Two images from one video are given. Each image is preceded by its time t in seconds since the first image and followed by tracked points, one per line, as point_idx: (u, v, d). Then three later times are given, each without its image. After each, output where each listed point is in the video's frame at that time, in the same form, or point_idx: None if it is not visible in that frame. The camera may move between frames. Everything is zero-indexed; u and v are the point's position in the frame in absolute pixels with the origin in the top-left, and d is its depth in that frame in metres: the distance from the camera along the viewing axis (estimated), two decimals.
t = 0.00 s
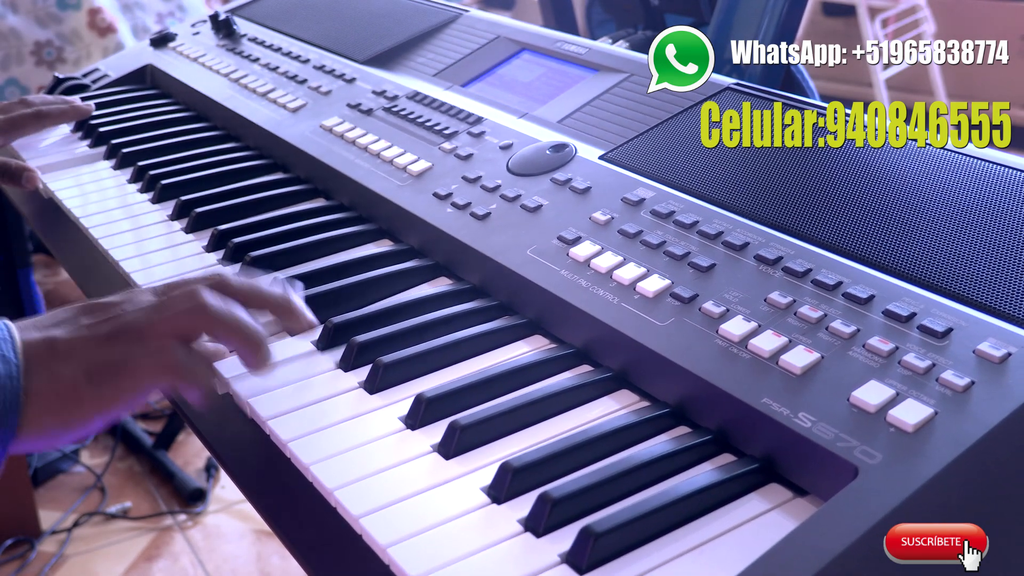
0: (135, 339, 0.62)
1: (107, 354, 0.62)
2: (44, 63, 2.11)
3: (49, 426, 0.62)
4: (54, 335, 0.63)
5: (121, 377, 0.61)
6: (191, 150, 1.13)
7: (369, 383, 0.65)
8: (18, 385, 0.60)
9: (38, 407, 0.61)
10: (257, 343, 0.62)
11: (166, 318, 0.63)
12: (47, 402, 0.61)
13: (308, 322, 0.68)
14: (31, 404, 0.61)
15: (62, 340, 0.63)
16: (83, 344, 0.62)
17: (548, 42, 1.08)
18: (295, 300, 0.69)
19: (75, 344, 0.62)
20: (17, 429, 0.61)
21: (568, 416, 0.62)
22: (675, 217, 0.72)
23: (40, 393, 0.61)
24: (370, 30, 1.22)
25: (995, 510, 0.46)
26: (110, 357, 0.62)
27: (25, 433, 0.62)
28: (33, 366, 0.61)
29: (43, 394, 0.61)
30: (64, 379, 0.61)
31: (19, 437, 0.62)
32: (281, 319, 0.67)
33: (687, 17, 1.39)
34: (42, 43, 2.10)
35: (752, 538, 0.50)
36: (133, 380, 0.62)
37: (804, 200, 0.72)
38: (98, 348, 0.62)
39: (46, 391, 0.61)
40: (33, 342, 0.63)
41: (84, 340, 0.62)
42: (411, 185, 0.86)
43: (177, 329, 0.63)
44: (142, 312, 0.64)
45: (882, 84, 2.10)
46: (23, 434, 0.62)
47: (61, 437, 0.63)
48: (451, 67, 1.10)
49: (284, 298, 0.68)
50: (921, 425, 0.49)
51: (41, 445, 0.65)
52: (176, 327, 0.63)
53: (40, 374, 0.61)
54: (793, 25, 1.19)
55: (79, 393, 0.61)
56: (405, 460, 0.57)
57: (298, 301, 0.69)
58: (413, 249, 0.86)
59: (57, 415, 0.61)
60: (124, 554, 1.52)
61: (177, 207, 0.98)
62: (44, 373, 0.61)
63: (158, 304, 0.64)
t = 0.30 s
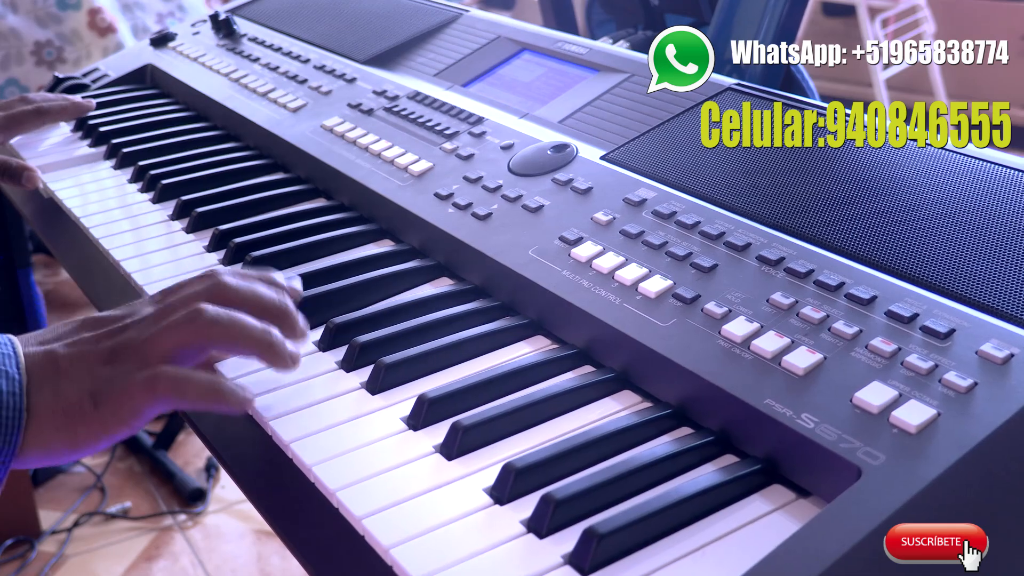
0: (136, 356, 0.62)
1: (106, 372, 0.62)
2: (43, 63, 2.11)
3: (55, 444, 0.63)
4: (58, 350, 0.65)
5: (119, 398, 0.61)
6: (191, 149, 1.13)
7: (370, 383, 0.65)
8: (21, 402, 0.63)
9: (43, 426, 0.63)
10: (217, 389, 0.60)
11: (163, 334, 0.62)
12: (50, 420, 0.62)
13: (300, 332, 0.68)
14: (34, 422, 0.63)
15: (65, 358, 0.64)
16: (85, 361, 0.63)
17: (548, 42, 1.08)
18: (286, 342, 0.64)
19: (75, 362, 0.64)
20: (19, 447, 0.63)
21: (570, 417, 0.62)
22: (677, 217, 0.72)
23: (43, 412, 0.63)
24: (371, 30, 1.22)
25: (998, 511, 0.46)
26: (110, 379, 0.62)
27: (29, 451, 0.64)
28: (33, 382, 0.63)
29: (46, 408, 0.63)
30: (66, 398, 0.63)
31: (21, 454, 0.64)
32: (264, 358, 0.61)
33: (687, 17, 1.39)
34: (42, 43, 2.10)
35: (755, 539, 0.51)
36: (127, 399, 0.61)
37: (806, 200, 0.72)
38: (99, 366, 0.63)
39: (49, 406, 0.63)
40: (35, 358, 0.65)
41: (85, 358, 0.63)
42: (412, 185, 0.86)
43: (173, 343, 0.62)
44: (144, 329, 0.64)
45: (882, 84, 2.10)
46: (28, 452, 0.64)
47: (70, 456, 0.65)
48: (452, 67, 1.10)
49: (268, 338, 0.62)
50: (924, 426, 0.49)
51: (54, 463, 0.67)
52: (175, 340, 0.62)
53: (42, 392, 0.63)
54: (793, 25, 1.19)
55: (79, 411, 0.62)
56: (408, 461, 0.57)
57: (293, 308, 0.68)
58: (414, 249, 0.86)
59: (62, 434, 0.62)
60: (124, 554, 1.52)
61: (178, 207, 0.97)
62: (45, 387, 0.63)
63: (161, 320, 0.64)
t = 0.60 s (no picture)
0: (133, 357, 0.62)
1: (104, 371, 0.62)
2: (43, 63, 2.11)
3: (50, 447, 0.61)
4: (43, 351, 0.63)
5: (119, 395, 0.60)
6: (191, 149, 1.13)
7: (370, 383, 0.65)
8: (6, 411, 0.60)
9: (38, 430, 0.61)
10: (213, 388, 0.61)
11: (166, 338, 0.63)
12: (41, 424, 0.61)
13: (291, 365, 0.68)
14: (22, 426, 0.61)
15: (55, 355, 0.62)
16: (77, 361, 0.62)
17: (548, 42, 1.08)
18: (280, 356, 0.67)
19: (68, 360, 0.62)
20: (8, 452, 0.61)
21: (571, 416, 0.62)
22: (677, 217, 0.72)
23: (34, 414, 0.61)
24: (371, 30, 1.22)
25: (998, 511, 0.46)
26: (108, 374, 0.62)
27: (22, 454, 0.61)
28: (23, 385, 0.62)
29: (38, 411, 0.61)
30: (60, 398, 0.61)
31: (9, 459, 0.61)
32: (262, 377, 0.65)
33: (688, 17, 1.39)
34: (42, 43, 2.10)
35: (754, 538, 0.51)
36: (122, 399, 0.60)
37: (806, 200, 0.72)
38: (95, 365, 0.62)
39: (43, 410, 0.61)
40: (23, 362, 0.63)
41: (79, 358, 0.62)
42: (412, 185, 0.86)
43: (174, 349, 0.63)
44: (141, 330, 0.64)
45: (881, 84, 2.11)
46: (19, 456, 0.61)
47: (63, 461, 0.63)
48: (452, 67, 1.10)
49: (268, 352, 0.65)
50: (925, 425, 0.49)
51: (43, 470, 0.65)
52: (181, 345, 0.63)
53: (32, 393, 0.61)
54: (794, 25, 1.19)
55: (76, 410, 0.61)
56: (408, 460, 0.57)
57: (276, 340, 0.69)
58: (414, 249, 0.86)
59: (58, 437, 0.61)
60: (124, 554, 1.52)
61: (177, 207, 0.97)
62: (34, 391, 0.61)
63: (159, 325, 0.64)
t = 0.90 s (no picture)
0: (150, 350, 0.62)
1: (119, 356, 0.61)
2: (43, 63, 2.11)
3: (52, 421, 0.60)
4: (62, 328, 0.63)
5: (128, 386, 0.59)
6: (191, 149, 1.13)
7: (370, 384, 0.65)
8: (10, 373, 0.60)
9: (40, 405, 0.60)
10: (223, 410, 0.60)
11: (182, 343, 0.63)
12: (44, 399, 0.60)
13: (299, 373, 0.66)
14: (26, 398, 0.61)
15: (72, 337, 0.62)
16: (92, 343, 0.62)
17: (548, 42, 1.08)
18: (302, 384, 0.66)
19: (83, 342, 0.62)
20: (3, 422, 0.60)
21: (570, 417, 0.62)
22: (677, 217, 0.72)
23: (39, 388, 0.61)
24: (371, 30, 1.22)
25: (997, 510, 0.46)
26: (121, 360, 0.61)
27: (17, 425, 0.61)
28: (32, 357, 0.62)
29: (46, 386, 0.61)
30: (70, 378, 0.61)
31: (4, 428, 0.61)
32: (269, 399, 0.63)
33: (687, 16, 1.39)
34: (42, 43, 2.10)
35: (754, 539, 0.50)
36: (130, 394, 0.59)
37: (805, 200, 0.72)
38: (110, 348, 0.62)
39: (50, 385, 0.61)
40: (36, 335, 0.63)
41: (93, 340, 0.62)
42: (412, 185, 0.86)
43: (190, 356, 0.63)
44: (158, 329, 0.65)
45: (882, 84, 2.11)
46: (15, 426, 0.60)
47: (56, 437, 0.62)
48: (452, 67, 1.10)
49: (278, 380, 0.63)
50: (924, 426, 0.49)
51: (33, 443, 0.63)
52: (194, 357, 0.63)
53: (42, 367, 0.61)
54: (793, 24, 1.19)
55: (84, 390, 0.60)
56: (407, 461, 0.57)
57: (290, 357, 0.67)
58: (414, 249, 0.86)
59: (59, 413, 0.60)
60: (124, 554, 1.52)
61: (177, 207, 0.97)
62: (47, 365, 0.61)
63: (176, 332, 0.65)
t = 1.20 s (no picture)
0: (187, 330, 0.64)
1: (156, 344, 0.63)
2: (43, 63, 2.11)
3: (101, 417, 0.62)
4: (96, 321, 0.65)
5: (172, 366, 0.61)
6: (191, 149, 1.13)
7: (370, 384, 0.65)
8: (52, 374, 0.62)
9: (87, 399, 0.62)
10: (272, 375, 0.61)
11: (219, 318, 0.65)
12: (89, 394, 0.62)
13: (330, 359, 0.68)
14: (72, 395, 0.62)
15: (109, 329, 0.64)
16: (129, 334, 0.64)
17: (548, 42, 1.08)
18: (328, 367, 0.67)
19: (121, 334, 0.64)
20: (55, 421, 0.63)
21: (571, 417, 0.62)
22: (677, 217, 0.72)
23: (83, 383, 0.62)
24: (371, 30, 1.22)
25: (998, 510, 0.46)
26: (161, 348, 0.63)
27: (70, 423, 0.63)
28: (72, 354, 0.63)
29: (89, 378, 0.63)
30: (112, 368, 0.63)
31: (58, 427, 0.63)
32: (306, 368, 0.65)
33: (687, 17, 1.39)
34: (42, 43, 2.10)
35: (754, 539, 0.51)
36: (176, 374, 0.61)
37: (806, 200, 0.72)
38: (147, 337, 0.64)
39: (93, 377, 0.63)
40: (73, 333, 0.64)
41: (130, 330, 0.64)
42: (412, 185, 0.86)
43: (228, 329, 0.64)
44: (189, 307, 0.66)
45: (881, 84, 2.11)
46: (67, 424, 0.63)
47: (107, 433, 0.64)
48: (452, 67, 1.10)
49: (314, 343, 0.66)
50: (925, 425, 0.49)
51: (86, 442, 0.66)
52: (233, 330, 0.65)
53: (83, 362, 0.63)
54: (793, 25, 1.19)
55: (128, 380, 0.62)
56: (408, 461, 0.57)
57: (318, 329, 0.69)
58: (414, 249, 0.86)
59: (105, 406, 0.62)
60: (124, 554, 1.52)
61: (177, 207, 0.97)
62: (86, 358, 0.63)
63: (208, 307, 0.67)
